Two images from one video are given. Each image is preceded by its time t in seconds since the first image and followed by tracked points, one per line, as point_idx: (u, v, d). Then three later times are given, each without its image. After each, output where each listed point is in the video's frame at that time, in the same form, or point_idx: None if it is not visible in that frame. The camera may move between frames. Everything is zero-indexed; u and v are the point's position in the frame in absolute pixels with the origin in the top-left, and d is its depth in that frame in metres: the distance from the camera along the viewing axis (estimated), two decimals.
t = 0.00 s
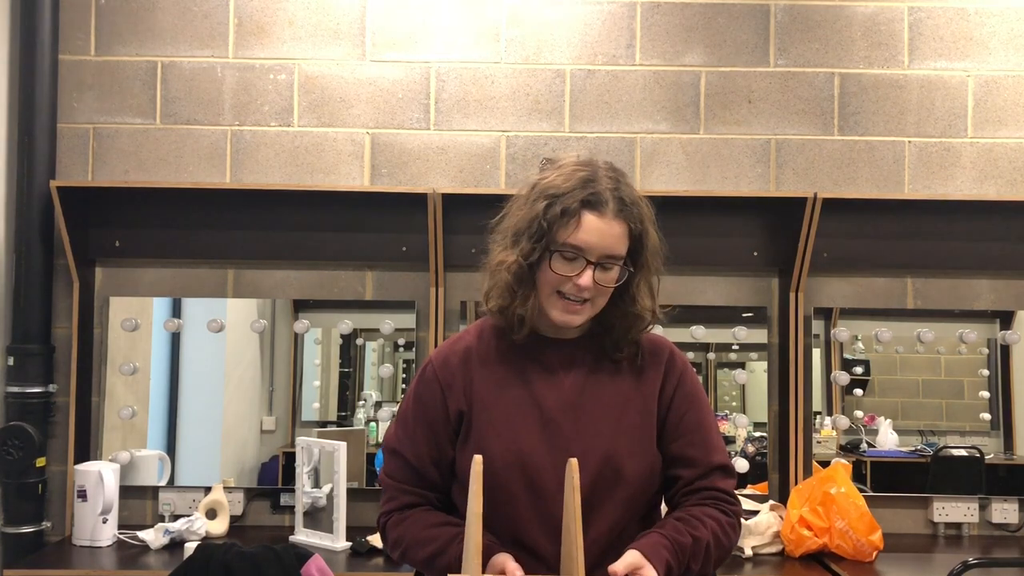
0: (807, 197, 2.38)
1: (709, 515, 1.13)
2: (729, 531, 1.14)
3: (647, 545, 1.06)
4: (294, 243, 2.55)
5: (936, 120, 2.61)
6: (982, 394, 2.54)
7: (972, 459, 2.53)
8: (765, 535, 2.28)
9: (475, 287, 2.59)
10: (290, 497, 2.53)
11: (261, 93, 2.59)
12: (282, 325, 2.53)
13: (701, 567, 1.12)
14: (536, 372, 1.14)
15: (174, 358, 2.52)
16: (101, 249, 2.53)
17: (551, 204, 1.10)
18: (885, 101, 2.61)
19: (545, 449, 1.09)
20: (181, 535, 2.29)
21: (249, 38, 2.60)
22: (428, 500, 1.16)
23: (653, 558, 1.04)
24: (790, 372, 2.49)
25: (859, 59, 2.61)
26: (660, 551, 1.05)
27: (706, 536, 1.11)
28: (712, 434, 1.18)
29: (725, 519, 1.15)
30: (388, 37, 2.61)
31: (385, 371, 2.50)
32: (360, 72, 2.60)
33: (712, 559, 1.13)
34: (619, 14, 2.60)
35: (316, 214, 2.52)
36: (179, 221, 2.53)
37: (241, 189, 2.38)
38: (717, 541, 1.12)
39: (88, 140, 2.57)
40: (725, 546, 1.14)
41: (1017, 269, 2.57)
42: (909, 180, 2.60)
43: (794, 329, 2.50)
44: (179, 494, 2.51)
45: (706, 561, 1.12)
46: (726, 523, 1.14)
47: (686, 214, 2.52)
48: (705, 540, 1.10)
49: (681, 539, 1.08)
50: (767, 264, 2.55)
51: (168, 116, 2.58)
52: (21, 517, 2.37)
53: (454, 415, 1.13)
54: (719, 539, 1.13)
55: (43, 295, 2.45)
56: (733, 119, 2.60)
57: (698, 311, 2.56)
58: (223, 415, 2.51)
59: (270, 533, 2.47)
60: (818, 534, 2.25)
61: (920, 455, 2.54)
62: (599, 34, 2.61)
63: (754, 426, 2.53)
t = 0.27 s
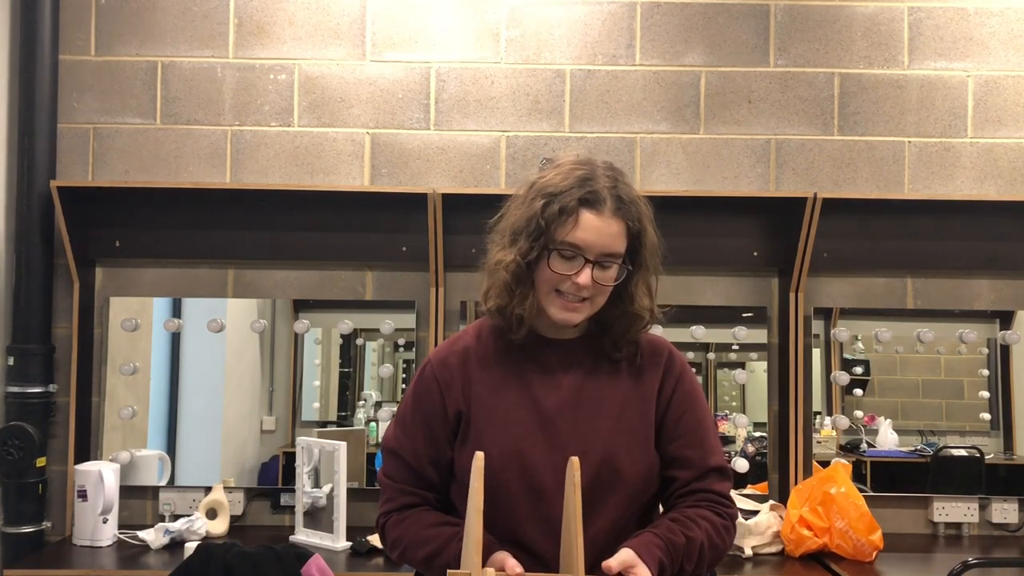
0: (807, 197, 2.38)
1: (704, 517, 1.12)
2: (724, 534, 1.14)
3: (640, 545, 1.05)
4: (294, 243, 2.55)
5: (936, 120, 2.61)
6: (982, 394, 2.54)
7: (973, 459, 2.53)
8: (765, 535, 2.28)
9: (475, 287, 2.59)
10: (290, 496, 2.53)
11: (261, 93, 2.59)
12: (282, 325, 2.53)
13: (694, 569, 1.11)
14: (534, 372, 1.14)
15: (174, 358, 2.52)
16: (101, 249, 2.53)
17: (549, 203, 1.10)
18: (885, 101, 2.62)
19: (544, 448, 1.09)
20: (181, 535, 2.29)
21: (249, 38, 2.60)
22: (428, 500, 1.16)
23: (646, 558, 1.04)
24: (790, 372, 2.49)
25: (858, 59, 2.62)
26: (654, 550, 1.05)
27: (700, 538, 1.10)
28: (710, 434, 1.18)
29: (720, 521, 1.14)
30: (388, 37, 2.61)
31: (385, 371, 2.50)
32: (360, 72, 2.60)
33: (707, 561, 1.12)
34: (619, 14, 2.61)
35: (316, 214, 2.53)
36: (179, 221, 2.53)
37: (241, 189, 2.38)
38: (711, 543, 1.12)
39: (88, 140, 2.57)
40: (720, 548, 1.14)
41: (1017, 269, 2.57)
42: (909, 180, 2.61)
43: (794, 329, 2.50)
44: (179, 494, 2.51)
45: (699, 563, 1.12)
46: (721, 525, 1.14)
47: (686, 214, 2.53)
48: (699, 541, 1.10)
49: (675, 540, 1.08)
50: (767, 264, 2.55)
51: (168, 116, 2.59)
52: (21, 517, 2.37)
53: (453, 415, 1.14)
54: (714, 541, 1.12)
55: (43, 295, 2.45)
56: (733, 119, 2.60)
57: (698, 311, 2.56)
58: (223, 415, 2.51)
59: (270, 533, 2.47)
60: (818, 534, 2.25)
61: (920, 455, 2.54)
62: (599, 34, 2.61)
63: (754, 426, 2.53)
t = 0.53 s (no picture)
0: (807, 197, 2.38)
1: (703, 518, 1.12)
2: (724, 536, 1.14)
3: (640, 547, 1.05)
4: (294, 243, 2.55)
5: (936, 120, 2.61)
6: (982, 394, 2.54)
7: (973, 459, 2.53)
8: (765, 535, 2.28)
9: (475, 287, 2.59)
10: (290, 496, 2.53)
11: (261, 93, 2.59)
12: (282, 324, 2.53)
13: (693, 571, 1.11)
14: (534, 373, 1.14)
15: (174, 358, 2.52)
16: (101, 249, 2.53)
17: (548, 204, 1.10)
18: (885, 101, 2.61)
19: (544, 448, 1.09)
20: (181, 535, 2.29)
21: (249, 38, 2.60)
22: (428, 500, 1.16)
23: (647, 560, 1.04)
24: (790, 372, 2.49)
25: (859, 59, 2.61)
26: (653, 552, 1.05)
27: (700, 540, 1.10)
28: (709, 434, 1.18)
29: (719, 522, 1.14)
30: (388, 37, 2.61)
31: (385, 371, 2.50)
32: (360, 72, 2.60)
33: (706, 562, 1.12)
34: (619, 14, 2.61)
35: (316, 214, 2.53)
36: (179, 221, 2.53)
37: (241, 189, 2.38)
38: (711, 546, 1.12)
39: (88, 140, 2.57)
40: (719, 549, 1.14)
41: (1018, 269, 2.57)
42: (909, 180, 2.61)
43: (794, 329, 2.50)
44: (179, 494, 2.51)
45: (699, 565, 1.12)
46: (721, 527, 1.14)
47: (686, 214, 2.53)
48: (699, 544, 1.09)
49: (675, 542, 1.08)
50: (767, 264, 2.55)
51: (168, 116, 2.59)
52: (21, 517, 2.37)
53: (453, 416, 1.14)
54: (713, 544, 1.12)
55: (43, 295, 2.45)
56: (733, 119, 2.60)
57: (698, 311, 2.56)
58: (223, 415, 2.51)
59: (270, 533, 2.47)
60: (818, 534, 2.25)
61: (920, 455, 2.54)
62: (599, 34, 2.61)
63: (754, 426, 2.53)
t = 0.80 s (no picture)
0: (807, 197, 2.38)
1: (704, 518, 1.12)
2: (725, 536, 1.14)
3: (640, 547, 1.05)
4: (294, 243, 2.55)
5: (936, 120, 2.61)
6: (982, 394, 2.55)
7: (972, 459, 2.54)
8: (765, 535, 2.28)
9: (475, 287, 2.59)
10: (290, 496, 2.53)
11: (261, 93, 2.59)
12: (283, 325, 2.53)
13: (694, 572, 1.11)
14: (535, 373, 1.14)
15: (174, 358, 2.52)
16: (101, 249, 2.53)
17: (548, 204, 1.10)
18: (885, 101, 2.62)
19: (544, 448, 1.10)
20: (181, 535, 2.29)
21: (249, 38, 2.60)
22: (428, 500, 1.16)
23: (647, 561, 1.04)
24: (790, 372, 2.49)
25: (858, 59, 2.62)
26: (654, 553, 1.05)
27: (701, 541, 1.10)
28: (710, 435, 1.18)
29: (721, 523, 1.14)
30: (388, 37, 2.61)
31: (385, 371, 2.50)
32: (360, 72, 2.60)
33: (707, 563, 1.13)
34: (619, 14, 2.61)
35: (316, 214, 2.53)
36: (179, 221, 2.53)
37: (241, 189, 2.38)
38: (712, 546, 1.12)
39: (88, 140, 2.57)
40: (720, 549, 1.14)
41: (1017, 269, 2.57)
42: (909, 180, 2.61)
43: (794, 329, 2.50)
44: (179, 494, 2.51)
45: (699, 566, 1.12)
46: (722, 527, 1.14)
47: (686, 214, 2.53)
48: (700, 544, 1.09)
49: (676, 542, 1.08)
50: (766, 264, 2.55)
51: (168, 116, 2.59)
52: (21, 517, 2.37)
53: (453, 416, 1.14)
54: (714, 544, 1.12)
55: (43, 295, 2.45)
56: (733, 119, 2.60)
57: (698, 311, 2.57)
58: (223, 415, 2.51)
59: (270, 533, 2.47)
60: (818, 534, 2.25)
61: (920, 455, 2.54)
62: (599, 34, 2.61)
63: (754, 426, 2.53)
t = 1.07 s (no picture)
0: (807, 197, 2.38)
1: (703, 517, 1.13)
2: (724, 537, 1.14)
3: (639, 543, 1.06)
4: (294, 243, 2.55)
5: (936, 120, 2.61)
6: (982, 394, 2.55)
7: (972, 459, 2.54)
8: (765, 535, 2.28)
9: (475, 287, 2.59)
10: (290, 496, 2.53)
11: (261, 93, 2.59)
12: (283, 324, 2.53)
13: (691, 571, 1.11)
14: (535, 373, 1.14)
15: (174, 358, 2.52)
16: (101, 249, 2.53)
17: (549, 205, 1.10)
18: (885, 101, 2.62)
19: (545, 449, 1.10)
20: (181, 535, 2.29)
21: (249, 38, 2.60)
22: (428, 500, 1.16)
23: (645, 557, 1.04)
24: (790, 372, 2.49)
25: (858, 59, 2.62)
26: (652, 549, 1.05)
27: (700, 539, 1.10)
28: (710, 435, 1.19)
29: (719, 523, 1.14)
30: (388, 37, 2.61)
31: (385, 371, 2.50)
32: (360, 72, 2.60)
33: (705, 563, 1.13)
34: (619, 14, 2.61)
35: (316, 214, 2.53)
36: (179, 220, 2.53)
37: (241, 189, 2.38)
38: (710, 545, 1.12)
39: (88, 140, 2.57)
40: (718, 549, 1.14)
41: (1017, 268, 2.57)
42: (909, 180, 2.61)
43: (794, 329, 2.50)
44: (179, 494, 2.51)
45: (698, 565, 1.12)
46: (720, 527, 1.14)
47: (686, 214, 2.53)
48: (698, 542, 1.10)
49: (674, 539, 1.08)
50: (767, 264, 2.55)
51: (169, 116, 2.59)
52: (21, 517, 2.37)
53: (454, 416, 1.14)
54: (713, 544, 1.12)
55: (43, 295, 2.45)
56: (733, 119, 2.60)
57: (698, 311, 2.57)
58: (223, 415, 2.51)
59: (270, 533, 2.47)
60: (818, 534, 2.25)
61: (920, 455, 2.54)
62: (599, 34, 2.61)
63: (754, 426, 2.53)
